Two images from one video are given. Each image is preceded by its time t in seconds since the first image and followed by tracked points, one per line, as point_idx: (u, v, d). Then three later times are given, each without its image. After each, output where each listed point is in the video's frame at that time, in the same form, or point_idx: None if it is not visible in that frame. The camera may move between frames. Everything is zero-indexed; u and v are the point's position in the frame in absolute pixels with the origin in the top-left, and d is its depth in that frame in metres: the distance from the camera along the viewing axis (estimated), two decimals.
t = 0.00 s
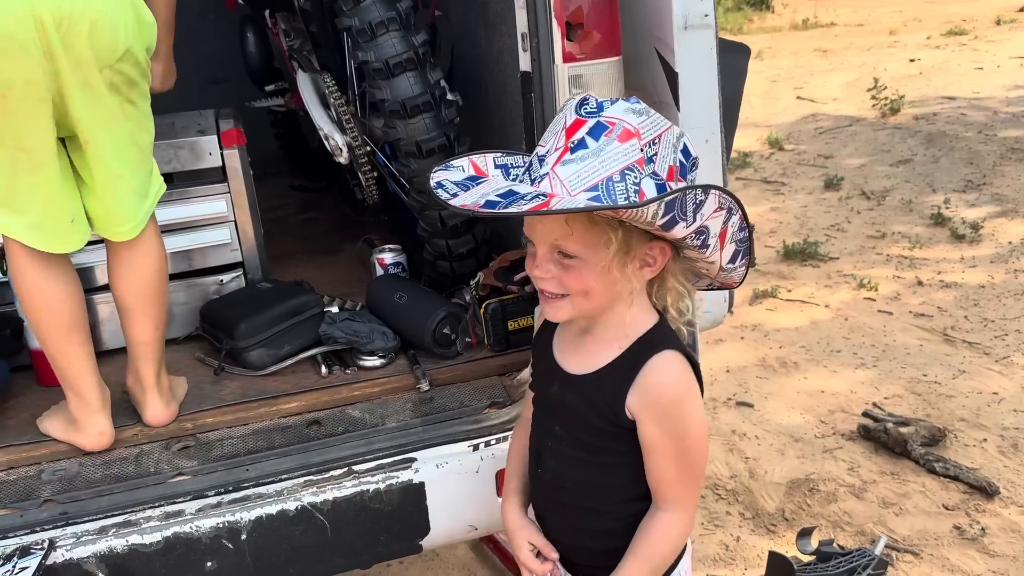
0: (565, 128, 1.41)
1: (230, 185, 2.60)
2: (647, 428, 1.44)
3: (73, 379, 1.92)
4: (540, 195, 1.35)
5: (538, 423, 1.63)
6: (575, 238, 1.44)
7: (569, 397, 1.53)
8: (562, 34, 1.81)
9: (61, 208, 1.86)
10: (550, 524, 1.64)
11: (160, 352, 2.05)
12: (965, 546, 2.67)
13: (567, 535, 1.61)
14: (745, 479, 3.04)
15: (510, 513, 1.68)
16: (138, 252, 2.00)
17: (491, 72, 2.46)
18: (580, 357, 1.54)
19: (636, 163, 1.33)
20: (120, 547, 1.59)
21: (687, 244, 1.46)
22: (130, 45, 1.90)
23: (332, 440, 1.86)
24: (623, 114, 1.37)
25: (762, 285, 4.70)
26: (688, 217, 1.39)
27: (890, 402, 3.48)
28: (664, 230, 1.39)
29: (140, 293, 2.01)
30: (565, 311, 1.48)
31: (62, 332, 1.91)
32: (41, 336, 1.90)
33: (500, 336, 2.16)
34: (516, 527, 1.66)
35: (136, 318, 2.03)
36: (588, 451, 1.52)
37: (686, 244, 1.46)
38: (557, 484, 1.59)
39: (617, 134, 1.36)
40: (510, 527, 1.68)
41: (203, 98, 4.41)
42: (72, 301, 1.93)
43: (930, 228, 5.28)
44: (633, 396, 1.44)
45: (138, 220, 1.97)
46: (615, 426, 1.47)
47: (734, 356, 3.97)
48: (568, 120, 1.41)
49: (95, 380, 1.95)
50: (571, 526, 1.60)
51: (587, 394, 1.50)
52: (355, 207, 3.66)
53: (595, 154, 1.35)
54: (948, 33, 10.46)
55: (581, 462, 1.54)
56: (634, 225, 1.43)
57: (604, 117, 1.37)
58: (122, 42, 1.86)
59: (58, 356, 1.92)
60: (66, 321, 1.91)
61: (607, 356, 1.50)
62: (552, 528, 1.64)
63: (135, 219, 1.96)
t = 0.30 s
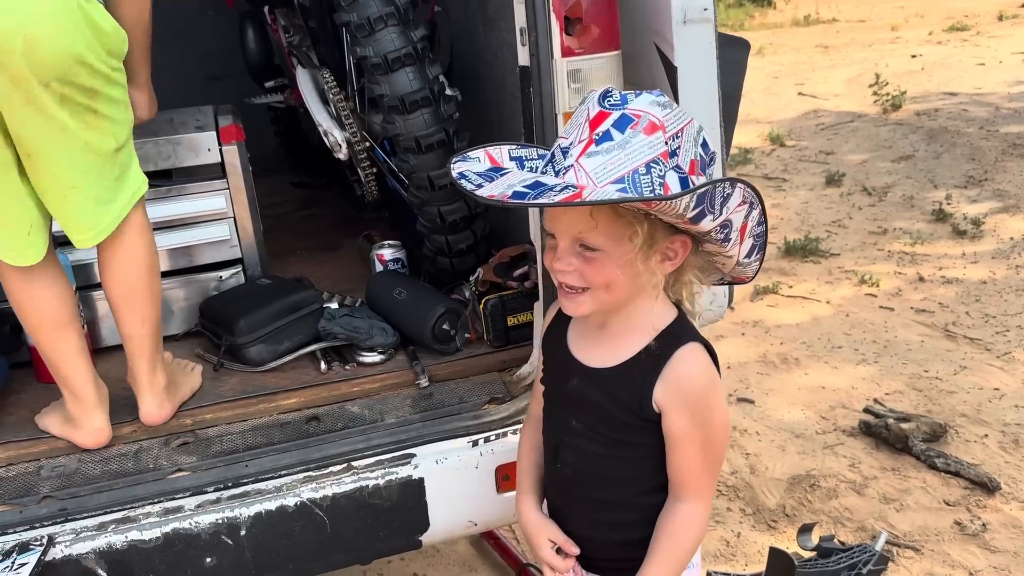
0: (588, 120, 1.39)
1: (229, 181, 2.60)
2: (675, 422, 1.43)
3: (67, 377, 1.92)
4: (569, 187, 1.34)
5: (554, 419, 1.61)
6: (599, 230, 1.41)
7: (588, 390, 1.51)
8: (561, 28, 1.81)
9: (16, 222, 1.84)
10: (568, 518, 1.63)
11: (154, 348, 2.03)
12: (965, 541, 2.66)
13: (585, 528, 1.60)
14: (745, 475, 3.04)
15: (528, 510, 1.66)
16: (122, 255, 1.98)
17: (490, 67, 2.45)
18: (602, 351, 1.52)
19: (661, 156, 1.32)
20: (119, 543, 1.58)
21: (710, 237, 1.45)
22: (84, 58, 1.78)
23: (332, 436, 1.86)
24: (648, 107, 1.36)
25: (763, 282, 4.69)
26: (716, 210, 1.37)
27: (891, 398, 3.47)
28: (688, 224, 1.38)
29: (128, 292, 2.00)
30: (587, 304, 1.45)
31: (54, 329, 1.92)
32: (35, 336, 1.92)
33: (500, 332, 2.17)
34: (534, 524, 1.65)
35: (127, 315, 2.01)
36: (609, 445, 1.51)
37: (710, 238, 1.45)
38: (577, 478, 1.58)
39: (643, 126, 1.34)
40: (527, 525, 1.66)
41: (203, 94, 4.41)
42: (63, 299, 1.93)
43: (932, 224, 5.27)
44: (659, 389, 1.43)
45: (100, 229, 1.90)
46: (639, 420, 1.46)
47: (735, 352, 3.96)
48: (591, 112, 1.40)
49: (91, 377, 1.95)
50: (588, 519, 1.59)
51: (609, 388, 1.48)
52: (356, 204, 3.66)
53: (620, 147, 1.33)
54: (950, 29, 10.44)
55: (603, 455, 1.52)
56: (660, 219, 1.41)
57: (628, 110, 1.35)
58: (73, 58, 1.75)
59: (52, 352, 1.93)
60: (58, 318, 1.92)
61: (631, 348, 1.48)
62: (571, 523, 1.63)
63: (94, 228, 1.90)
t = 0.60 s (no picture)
0: (600, 108, 1.41)
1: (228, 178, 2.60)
2: (690, 406, 1.45)
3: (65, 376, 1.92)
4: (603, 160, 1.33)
5: (558, 421, 1.58)
6: (613, 215, 1.40)
7: (598, 387, 1.49)
8: (559, 24, 1.81)
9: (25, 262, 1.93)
10: (582, 512, 1.61)
11: (152, 352, 1.97)
12: (964, 537, 2.66)
13: (601, 523, 1.59)
14: (744, 472, 3.04)
15: (542, 512, 1.65)
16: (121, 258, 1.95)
17: (488, 64, 2.45)
18: (606, 345, 1.51)
19: (674, 146, 1.38)
20: (118, 539, 1.58)
21: (716, 229, 1.48)
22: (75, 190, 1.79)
23: (330, 433, 1.86)
24: (661, 96, 1.41)
25: (763, 279, 4.69)
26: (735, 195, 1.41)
27: (890, 395, 3.47)
28: (711, 211, 1.41)
29: (129, 297, 1.95)
30: (598, 297, 1.43)
31: (54, 328, 1.93)
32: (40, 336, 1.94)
33: (499, 329, 2.16)
34: (550, 526, 1.63)
35: (124, 319, 1.96)
36: (623, 438, 1.51)
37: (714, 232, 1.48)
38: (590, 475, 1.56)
39: (659, 115, 1.39)
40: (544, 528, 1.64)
41: (202, 92, 4.40)
42: (64, 302, 1.97)
43: (931, 221, 5.27)
44: (672, 376, 1.44)
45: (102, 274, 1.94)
46: (653, 410, 1.47)
47: (735, 349, 3.96)
48: (602, 101, 1.41)
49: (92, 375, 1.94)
50: (598, 511, 1.58)
51: (623, 380, 1.47)
52: (355, 201, 3.65)
53: (643, 132, 1.36)
54: (949, 25, 10.43)
55: (617, 450, 1.52)
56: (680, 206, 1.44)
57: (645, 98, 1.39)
58: (65, 193, 1.78)
59: (51, 351, 1.94)
60: (59, 317, 1.95)
61: (638, 342, 1.48)
62: (584, 518, 1.61)
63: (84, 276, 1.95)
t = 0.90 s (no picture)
0: (606, 104, 1.43)
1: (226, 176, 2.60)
2: (696, 390, 1.49)
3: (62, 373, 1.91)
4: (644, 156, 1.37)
5: (564, 425, 1.56)
6: (640, 208, 1.44)
7: (610, 386, 1.49)
8: (558, 22, 1.81)
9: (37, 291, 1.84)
10: (596, 514, 1.58)
11: (150, 355, 1.97)
12: (962, 536, 2.67)
13: (617, 520, 1.57)
14: (743, 470, 3.04)
15: (557, 522, 1.58)
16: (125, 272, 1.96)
17: (487, 62, 2.44)
18: (609, 343, 1.52)
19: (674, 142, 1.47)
20: (115, 538, 1.58)
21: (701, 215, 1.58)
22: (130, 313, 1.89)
23: (328, 432, 1.86)
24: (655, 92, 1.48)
25: (761, 277, 4.69)
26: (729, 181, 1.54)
27: (888, 393, 3.48)
28: (725, 197, 1.53)
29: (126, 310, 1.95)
30: (621, 291, 1.43)
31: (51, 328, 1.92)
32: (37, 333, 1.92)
33: (497, 327, 2.16)
34: (568, 534, 1.56)
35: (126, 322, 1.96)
36: (635, 432, 1.51)
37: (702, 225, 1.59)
38: (604, 475, 1.55)
39: (660, 110, 1.46)
40: (559, 534, 1.57)
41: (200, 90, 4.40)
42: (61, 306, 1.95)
43: (929, 220, 5.27)
44: (679, 363, 1.48)
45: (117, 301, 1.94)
46: (663, 399, 1.50)
47: (733, 347, 3.97)
48: (604, 98, 1.44)
49: (91, 373, 1.94)
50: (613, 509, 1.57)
51: (634, 374, 1.49)
52: (353, 199, 3.65)
53: (657, 126, 1.43)
54: (948, 24, 10.42)
55: (629, 445, 1.52)
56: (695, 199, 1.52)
57: (648, 94, 1.45)
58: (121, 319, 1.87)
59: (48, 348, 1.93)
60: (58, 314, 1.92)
61: (637, 337, 1.51)
62: (597, 520, 1.58)
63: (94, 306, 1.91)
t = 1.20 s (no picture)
0: (593, 104, 1.43)
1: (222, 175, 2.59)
2: (693, 383, 1.51)
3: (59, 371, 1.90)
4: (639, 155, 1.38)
5: (562, 426, 1.55)
6: (635, 206, 1.44)
7: (609, 385, 1.49)
8: (553, 21, 1.81)
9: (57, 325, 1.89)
10: (597, 513, 1.58)
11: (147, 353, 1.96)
12: (958, 536, 2.67)
13: (617, 518, 1.57)
14: (739, 470, 3.04)
15: (560, 523, 1.56)
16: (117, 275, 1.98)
17: (483, 61, 2.44)
18: (609, 341, 1.52)
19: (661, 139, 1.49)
20: (109, 538, 1.58)
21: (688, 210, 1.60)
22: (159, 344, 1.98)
23: (321, 431, 1.86)
24: (641, 90, 1.49)
25: (758, 277, 4.70)
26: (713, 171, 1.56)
27: (884, 393, 3.48)
28: (713, 190, 1.55)
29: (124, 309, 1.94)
30: (620, 289, 1.43)
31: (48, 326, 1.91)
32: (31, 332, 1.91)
33: (493, 327, 2.15)
34: (573, 535, 1.54)
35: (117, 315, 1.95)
36: (635, 429, 1.52)
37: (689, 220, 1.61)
38: (605, 473, 1.55)
39: (646, 108, 1.47)
40: (560, 535, 1.56)
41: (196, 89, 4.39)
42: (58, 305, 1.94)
43: (926, 220, 5.27)
44: (677, 358, 1.50)
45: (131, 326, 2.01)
46: (661, 395, 1.50)
47: (729, 347, 3.97)
48: (590, 99, 1.44)
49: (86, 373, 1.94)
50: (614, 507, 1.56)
51: (633, 372, 1.49)
52: (350, 199, 3.65)
53: (645, 124, 1.44)
54: (946, 25, 10.43)
55: (629, 442, 1.53)
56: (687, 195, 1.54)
57: (635, 93, 1.46)
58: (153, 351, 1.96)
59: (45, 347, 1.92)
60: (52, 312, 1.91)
61: (633, 335, 1.52)
62: (599, 519, 1.58)
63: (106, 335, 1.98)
